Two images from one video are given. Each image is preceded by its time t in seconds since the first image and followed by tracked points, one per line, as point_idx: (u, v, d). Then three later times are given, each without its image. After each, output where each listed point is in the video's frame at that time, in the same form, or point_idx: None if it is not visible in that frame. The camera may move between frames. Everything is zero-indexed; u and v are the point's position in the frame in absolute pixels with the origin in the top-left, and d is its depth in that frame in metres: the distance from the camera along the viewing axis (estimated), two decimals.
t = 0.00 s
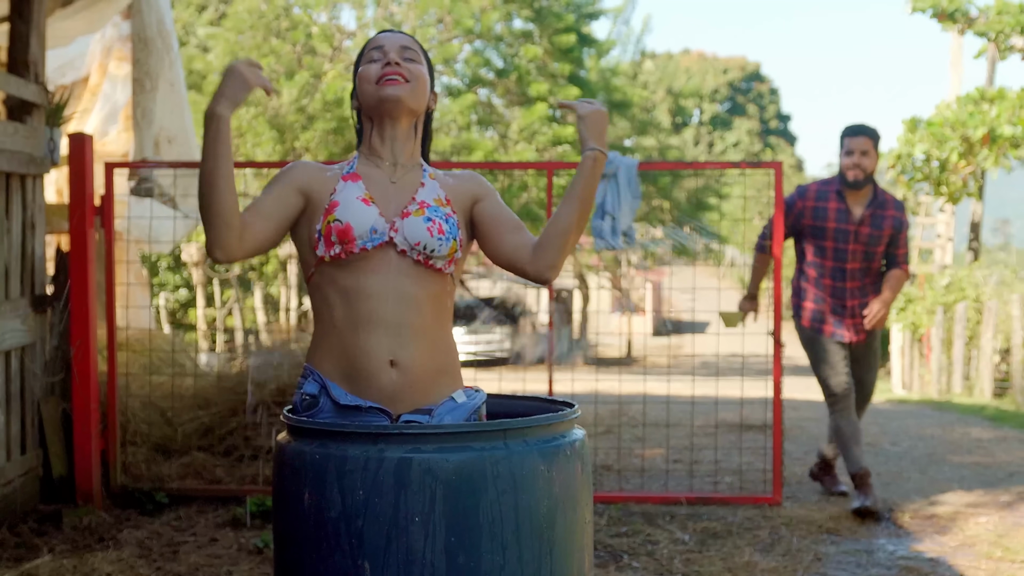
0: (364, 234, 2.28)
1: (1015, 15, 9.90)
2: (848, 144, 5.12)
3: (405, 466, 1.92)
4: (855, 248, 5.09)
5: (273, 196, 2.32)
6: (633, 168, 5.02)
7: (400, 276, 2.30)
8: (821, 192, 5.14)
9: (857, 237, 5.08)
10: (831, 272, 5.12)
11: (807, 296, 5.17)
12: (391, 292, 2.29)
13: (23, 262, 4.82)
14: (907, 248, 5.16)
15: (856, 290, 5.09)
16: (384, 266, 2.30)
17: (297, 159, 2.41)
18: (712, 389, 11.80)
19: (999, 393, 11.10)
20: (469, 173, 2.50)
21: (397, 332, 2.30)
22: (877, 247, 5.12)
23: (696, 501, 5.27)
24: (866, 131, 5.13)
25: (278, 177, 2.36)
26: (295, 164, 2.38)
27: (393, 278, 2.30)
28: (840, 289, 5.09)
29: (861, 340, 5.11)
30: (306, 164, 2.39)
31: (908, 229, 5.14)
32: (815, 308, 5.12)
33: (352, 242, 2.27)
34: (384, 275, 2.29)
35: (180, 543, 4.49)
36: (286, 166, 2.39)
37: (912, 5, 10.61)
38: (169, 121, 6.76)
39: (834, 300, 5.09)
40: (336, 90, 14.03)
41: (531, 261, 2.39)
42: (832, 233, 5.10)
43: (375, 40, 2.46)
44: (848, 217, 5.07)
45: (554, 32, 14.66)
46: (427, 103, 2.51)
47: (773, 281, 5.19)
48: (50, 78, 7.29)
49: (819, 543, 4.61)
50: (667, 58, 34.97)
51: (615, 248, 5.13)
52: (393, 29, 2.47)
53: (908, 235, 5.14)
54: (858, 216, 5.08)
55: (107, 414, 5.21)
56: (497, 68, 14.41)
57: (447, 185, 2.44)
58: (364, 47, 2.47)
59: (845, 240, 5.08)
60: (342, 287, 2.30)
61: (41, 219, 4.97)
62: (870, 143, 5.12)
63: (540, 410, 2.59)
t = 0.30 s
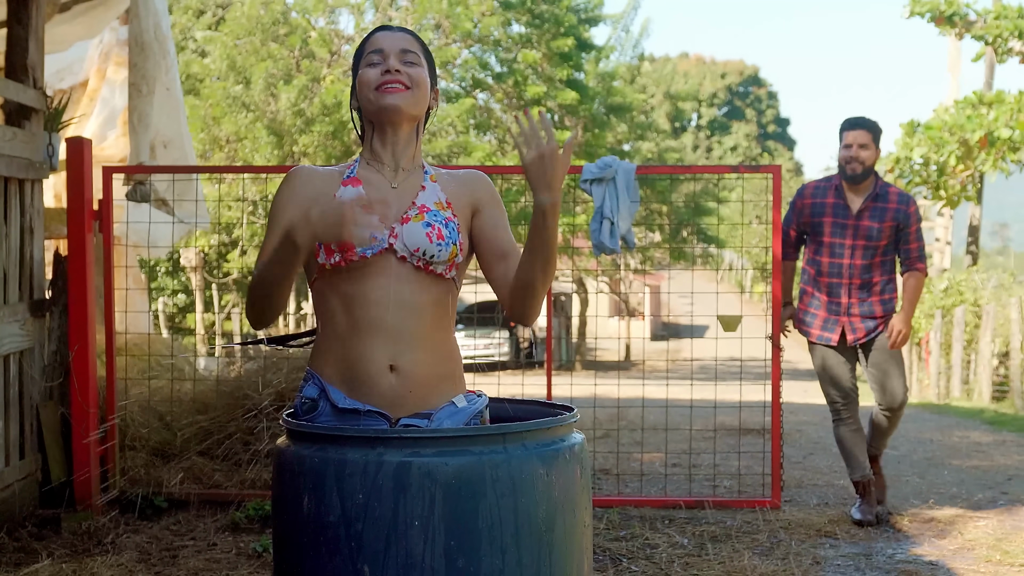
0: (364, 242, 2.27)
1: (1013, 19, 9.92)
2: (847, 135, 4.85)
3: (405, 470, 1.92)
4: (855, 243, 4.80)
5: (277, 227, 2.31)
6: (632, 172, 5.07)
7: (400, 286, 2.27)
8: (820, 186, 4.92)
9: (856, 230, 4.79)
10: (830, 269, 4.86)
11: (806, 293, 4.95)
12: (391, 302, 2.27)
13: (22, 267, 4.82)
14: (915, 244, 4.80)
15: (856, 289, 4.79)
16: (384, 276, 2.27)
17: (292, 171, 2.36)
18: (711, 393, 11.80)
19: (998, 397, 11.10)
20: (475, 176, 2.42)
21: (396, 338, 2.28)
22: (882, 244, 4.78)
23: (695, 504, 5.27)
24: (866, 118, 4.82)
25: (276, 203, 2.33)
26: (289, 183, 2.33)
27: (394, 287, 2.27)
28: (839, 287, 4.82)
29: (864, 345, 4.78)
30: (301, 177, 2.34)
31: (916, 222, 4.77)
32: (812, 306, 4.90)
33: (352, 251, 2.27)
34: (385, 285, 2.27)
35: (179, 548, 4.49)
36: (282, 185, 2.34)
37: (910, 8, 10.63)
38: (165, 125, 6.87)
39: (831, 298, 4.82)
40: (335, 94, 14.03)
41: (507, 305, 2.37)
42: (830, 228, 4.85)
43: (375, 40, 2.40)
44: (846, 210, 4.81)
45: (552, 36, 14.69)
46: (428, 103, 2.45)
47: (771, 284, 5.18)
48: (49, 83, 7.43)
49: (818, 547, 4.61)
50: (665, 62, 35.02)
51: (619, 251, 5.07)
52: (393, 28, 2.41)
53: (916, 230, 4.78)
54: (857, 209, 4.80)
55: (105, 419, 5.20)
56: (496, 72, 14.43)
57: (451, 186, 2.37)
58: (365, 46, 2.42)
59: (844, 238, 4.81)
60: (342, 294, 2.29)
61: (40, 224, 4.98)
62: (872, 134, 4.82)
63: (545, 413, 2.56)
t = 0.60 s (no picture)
0: (376, 266, 2.22)
1: (1016, 21, 9.94)
2: (851, 136, 4.80)
3: (408, 472, 1.93)
4: (856, 244, 4.72)
5: (297, 243, 2.24)
6: (635, 176, 5.05)
7: (411, 304, 2.26)
8: (826, 189, 4.88)
9: (856, 231, 4.71)
10: (832, 270, 4.79)
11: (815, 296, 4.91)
12: (402, 320, 2.27)
13: (27, 269, 4.84)
14: (920, 245, 4.58)
15: (857, 291, 4.71)
16: (395, 294, 2.25)
17: (305, 180, 2.28)
18: (714, 396, 11.79)
19: (1002, 400, 11.09)
20: (489, 188, 2.40)
21: (404, 349, 2.28)
22: (884, 245, 4.67)
23: (698, 507, 5.27)
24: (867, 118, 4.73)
25: (292, 217, 2.25)
26: (306, 196, 2.25)
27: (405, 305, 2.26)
28: (840, 288, 4.75)
29: (865, 349, 4.70)
30: (317, 187, 2.27)
31: (922, 221, 4.60)
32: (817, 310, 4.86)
33: (364, 273, 2.22)
34: (395, 304, 2.26)
35: (183, 550, 4.49)
36: (298, 197, 2.26)
37: (914, 11, 10.62)
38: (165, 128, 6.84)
39: (832, 299, 4.77)
40: (338, 97, 14.04)
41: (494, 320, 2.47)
42: (833, 230, 4.79)
43: (385, 44, 2.38)
44: (848, 211, 4.75)
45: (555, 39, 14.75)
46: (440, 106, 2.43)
47: (773, 287, 5.18)
48: (53, 87, 7.46)
49: (821, 550, 4.61)
50: (668, 66, 35.04)
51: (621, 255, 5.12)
52: (403, 30, 2.39)
53: (919, 230, 4.58)
54: (859, 209, 4.72)
55: (110, 421, 5.21)
56: (500, 74, 14.43)
57: (463, 201, 2.37)
58: (375, 50, 2.40)
59: (844, 238, 4.74)
60: (351, 308, 2.27)
61: (44, 227, 4.99)
62: (876, 134, 4.72)
63: (539, 416, 2.58)
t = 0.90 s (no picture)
0: (402, 313, 2.22)
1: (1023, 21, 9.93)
2: (869, 135, 4.57)
3: (410, 472, 1.93)
4: (868, 250, 4.53)
5: (324, 283, 2.21)
6: (639, 175, 5.09)
7: (436, 342, 2.28)
8: (840, 191, 4.69)
9: (868, 237, 4.52)
10: (842, 276, 4.62)
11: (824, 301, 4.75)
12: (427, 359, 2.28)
13: (31, 268, 4.85)
14: (934, 254, 4.34)
15: (866, 297, 4.53)
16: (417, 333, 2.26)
17: (325, 218, 2.23)
18: (719, 396, 11.78)
19: (1007, 401, 11.07)
20: (505, 219, 2.39)
21: (426, 383, 2.29)
22: (896, 251, 4.46)
23: (702, 508, 5.27)
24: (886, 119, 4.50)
25: (316, 257, 2.21)
26: (331, 236, 2.21)
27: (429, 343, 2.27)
28: (849, 295, 4.58)
29: (872, 359, 4.51)
30: (339, 226, 2.23)
31: (936, 229, 4.36)
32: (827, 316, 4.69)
33: (389, 321, 2.22)
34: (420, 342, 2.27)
35: (187, 550, 4.50)
36: (321, 236, 2.22)
37: (919, 11, 10.59)
38: (169, 129, 6.88)
39: (840, 306, 4.60)
40: (344, 96, 14.06)
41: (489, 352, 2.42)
42: (844, 235, 4.61)
43: (397, 75, 2.30)
44: (860, 215, 4.56)
45: (561, 40, 14.81)
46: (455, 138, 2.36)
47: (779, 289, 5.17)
48: (58, 87, 7.53)
49: (825, 550, 4.60)
50: (674, 66, 35.03)
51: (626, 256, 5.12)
52: (416, 59, 2.30)
53: (933, 237, 4.35)
54: (872, 213, 4.52)
55: (114, 421, 5.22)
56: (505, 75, 14.43)
57: (480, 237, 2.36)
58: (387, 79, 2.32)
59: (856, 243, 4.56)
60: (372, 345, 2.27)
61: (49, 227, 5.00)
62: (895, 136, 4.49)
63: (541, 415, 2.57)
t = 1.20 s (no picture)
0: (404, 312, 2.21)
1: None
2: (890, 128, 4.35)
3: (411, 471, 1.93)
4: (884, 248, 4.40)
5: (328, 276, 2.21)
6: (643, 175, 5.06)
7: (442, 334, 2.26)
8: (856, 186, 4.53)
9: (887, 236, 4.39)
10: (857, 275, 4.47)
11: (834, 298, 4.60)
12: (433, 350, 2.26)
13: (34, 267, 4.85)
14: (953, 255, 4.27)
15: (882, 298, 4.39)
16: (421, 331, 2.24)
17: (334, 212, 2.24)
18: (722, 396, 11.77)
19: (1011, 401, 11.06)
20: (514, 213, 2.35)
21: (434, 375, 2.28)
22: (916, 252, 4.35)
23: (705, 507, 5.26)
24: (909, 112, 4.29)
25: (322, 250, 2.21)
26: (336, 231, 2.22)
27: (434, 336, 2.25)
28: (864, 295, 4.44)
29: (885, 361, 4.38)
30: (346, 218, 2.23)
31: (956, 230, 4.27)
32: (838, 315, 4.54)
33: (392, 319, 2.21)
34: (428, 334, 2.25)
35: (190, 548, 4.50)
36: (328, 229, 2.22)
37: (924, 11, 10.56)
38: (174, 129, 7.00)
39: (855, 306, 4.45)
40: (349, 96, 14.06)
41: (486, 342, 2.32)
42: (861, 232, 4.47)
43: (409, 79, 2.28)
44: (879, 212, 4.42)
45: (566, 38, 14.81)
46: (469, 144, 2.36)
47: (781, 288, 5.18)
48: (62, 86, 7.63)
49: (828, 550, 4.60)
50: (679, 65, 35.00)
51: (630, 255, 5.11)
52: (430, 62, 2.28)
53: (953, 240, 4.26)
54: (891, 211, 4.39)
55: (117, 420, 5.22)
56: (510, 74, 14.42)
57: (486, 232, 2.32)
58: (399, 83, 2.30)
59: (874, 241, 4.43)
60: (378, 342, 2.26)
61: (52, 225, 5.00)
62: (917, 132, 4.28)
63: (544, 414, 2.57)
